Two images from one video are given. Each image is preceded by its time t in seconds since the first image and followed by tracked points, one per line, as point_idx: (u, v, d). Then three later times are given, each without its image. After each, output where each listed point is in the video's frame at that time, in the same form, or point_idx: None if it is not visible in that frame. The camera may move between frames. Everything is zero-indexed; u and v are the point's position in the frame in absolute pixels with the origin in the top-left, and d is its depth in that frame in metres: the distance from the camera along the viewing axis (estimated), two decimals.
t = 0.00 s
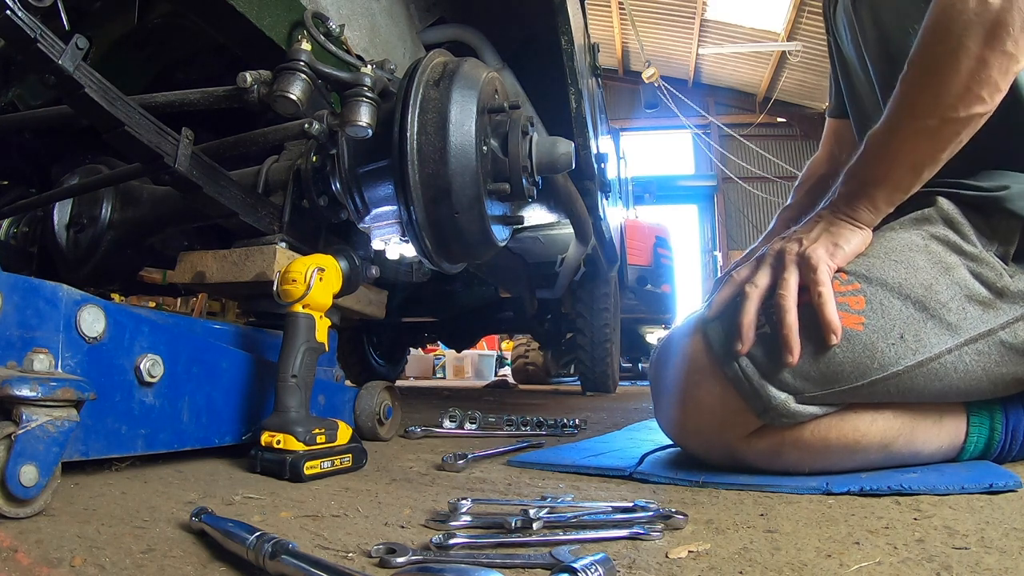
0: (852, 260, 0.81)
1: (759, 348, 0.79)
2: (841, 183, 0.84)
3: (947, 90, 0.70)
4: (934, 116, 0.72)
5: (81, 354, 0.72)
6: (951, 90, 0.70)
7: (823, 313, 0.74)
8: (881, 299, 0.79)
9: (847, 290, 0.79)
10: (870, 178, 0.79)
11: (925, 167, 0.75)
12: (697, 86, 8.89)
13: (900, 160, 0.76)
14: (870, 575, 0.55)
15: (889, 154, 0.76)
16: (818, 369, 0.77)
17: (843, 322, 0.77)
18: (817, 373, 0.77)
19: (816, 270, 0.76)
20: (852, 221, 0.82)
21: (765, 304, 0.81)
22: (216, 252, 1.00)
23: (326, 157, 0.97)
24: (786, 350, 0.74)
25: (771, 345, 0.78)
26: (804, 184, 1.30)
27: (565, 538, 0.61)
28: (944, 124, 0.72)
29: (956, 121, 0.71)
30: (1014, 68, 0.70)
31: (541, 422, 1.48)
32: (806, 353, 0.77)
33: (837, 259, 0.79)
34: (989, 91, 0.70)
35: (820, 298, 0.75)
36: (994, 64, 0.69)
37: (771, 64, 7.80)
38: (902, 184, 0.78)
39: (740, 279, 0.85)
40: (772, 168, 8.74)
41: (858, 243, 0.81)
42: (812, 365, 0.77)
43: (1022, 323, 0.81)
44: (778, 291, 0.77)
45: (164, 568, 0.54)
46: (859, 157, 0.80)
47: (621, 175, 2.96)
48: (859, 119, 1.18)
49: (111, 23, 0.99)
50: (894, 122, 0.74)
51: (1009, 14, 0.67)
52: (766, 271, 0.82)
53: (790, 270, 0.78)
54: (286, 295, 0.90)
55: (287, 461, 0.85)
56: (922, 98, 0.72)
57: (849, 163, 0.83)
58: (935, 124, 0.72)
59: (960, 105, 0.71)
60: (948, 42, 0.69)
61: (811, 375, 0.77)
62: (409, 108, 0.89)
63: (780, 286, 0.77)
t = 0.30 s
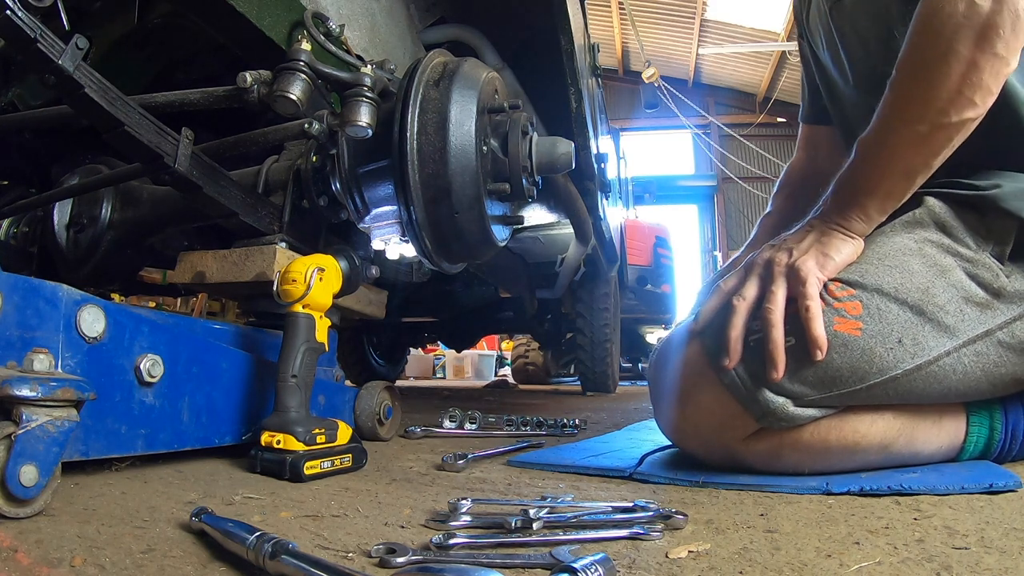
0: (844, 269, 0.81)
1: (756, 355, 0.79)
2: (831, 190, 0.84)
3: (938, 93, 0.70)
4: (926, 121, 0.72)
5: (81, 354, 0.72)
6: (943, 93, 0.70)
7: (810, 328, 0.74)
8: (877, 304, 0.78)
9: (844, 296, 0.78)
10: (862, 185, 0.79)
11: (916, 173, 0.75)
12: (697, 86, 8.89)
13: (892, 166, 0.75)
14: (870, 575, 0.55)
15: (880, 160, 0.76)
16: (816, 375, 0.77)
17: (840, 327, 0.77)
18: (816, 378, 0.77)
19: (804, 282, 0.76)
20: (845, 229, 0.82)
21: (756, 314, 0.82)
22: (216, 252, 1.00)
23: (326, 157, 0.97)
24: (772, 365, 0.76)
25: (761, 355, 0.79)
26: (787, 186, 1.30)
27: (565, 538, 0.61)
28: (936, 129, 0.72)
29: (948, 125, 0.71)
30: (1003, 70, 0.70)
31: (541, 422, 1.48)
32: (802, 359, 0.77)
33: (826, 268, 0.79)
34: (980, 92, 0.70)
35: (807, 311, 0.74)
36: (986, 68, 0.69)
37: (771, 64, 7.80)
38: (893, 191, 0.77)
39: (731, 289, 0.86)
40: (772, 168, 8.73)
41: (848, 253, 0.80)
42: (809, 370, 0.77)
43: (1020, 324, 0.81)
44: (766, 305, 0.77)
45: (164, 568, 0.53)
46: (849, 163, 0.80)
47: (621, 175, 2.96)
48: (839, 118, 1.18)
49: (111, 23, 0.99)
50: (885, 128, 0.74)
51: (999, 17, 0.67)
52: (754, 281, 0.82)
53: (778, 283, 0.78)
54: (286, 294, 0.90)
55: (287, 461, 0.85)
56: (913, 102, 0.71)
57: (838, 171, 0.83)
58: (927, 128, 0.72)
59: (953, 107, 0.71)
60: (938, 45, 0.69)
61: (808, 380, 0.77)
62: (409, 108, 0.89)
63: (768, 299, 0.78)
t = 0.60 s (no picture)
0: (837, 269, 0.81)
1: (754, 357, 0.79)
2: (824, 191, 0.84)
3: (930, 97, 0.70)
4: (917, 124, 0.72)
5: (81, 354, 0.72)
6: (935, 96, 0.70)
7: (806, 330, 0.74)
8: (875, 303, 0.78)
9: (841, 295, 0.78)
10: (854, 187, 0.79)
11: (908, 175, 0.75)
12: (697, 86, 8.89)
13: (883, 168, 0.76)
14: (870, 575, 0.55)
15: (872, 162, 0.76)
16: (815, 374, 0.77)
17: (839, 326, 0.77)
18: (815, 378, 0.77)
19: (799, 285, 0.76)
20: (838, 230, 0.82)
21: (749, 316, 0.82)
22: (216, 252, 1.00)
23: (326, 157, 0.97)
24: (767, 368, 0.76)
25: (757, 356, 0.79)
26: (777, 190, 1.30)
27: (565, 538, 0.61)
28: (928, 132, 0.72)
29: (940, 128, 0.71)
30: (994, 73, 0.69)
31: (541, 422, 1.48)
32: (801, 359, 0.77)
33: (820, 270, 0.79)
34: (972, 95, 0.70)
35: (802, 313, 0.75)
36: (977, 71, 0.68)
37: (771, 64, 7.80)
38: (885, 192, 0.78)
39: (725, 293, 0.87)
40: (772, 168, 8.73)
41: (842, 254, 0.81)
42: (808, 369, 0.77)
43: (1018, 322, 0.81)
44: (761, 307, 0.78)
45: (164, 569, 0.54)
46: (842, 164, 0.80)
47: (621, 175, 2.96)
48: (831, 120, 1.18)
49: (111, 23, 0.99)
50: (877, 130, 0.74)
51: (991, 20, 0.66)
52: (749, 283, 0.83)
53: (773, 285, 0.79)
54: (286, 294, 0.90)
55: (287, 461, 0.85)
56: (904, 104, 0.71)
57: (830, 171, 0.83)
58: (919, 131, 0.72)
59: (945, 110, 0.70)
60: (931, 47, 0.68)
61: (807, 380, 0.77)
62: (409, 108, 0.89)
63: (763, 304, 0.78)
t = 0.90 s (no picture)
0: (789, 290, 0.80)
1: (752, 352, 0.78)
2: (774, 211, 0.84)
3: (881, 118, 0.70)
4: (867, 147, 0.71)
5: (81, 354, 0.72)
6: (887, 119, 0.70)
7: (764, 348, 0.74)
8: (873, 301, 0.79)
9: (840, 294, 0.79)
10: (805, 207, 0.78)
11: (859, 199, 0.75)
12: (697, 86, 8.89)
13: (834, 188, 0.75)
14: (870, 575, 0.55)
15: (823, 181, 0.75)
16: (814, 371, 0.77)
17: (838, 323, 0.77)
18: (814, 375, 0.77)
19: (754, 304, 0.76)
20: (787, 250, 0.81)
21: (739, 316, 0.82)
22: (216, 252, 1.00)
23: (326, 157, 0.97)
24: (739, 391, 0.77)
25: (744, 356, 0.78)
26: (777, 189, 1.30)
27: (565, 538, 0.61)
28: (878, 154, 0.71)
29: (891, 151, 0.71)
30: (948, 99, 0.70)
31: (541, 422, 1.48)
32: (799, 355, 0.77)
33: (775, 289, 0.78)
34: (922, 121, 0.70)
35: (761, 333, 0.74)
36: (928, 95, 0.69)
37: (771, 64, 7.80)
38: (835, 216, 0.77)
39: (688, 321, 0.88)
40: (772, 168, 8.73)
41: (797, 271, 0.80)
42: (806, 366, 0.77)
43: (1018, 324, 0.81)
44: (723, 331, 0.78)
45: (164, 568, 0.53)
46: (793, 185, 0.80)
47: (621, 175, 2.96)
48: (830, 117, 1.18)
49: (111, 23, 0.99)
50: (829, 151, 0.74)
51: (943, 45, 0.67)
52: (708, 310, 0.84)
53: (732, 308, 0.79)
54: (286, 294, 0.90)
55: (287, 461, 0.85)
56: (856, 126, 0.71)
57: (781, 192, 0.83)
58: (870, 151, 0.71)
59: (897, 133, 0.70)
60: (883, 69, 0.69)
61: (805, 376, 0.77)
62: (410, 108, 0.89)
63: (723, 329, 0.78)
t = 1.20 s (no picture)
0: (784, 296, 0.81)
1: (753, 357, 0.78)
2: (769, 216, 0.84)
3: (879, 119, 0.70)
4: (866, 148, 0.72)
5: (81, 354, 0.72)
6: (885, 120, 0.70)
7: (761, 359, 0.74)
8: (874, 305, 0.79)
9: (841, 297, 0.79)
10: (804, 210, 0.78)
11: (858, 200, 0.75)
12: (697, 86, 8.89)
13: (834, 190, 0.75)
14: (870, 575, 0.55)
15: (823, 183, 0.75)
16: (814, 374, 0.77)
17: (839, 327, 0.77)
18: (815, 378, 0.77)
19: (752, 311, 0.75)
20: (786, 253, 0.81)
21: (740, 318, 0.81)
22: (216, 252, 1.00)
23: (326, 157, 0.97)
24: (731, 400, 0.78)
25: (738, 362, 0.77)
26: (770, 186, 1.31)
27: (565, 538, 0.61)
28: (878, 155, 0.71)
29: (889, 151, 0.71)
30: (947, 98, 0.70)
31: (541, 422, 1.48)
32: (799, 358, 0.77)
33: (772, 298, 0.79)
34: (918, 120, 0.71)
35: (757, 343, 0.74)
36: (927, 95, 0.69)
37: (771, 64, 7.81)
38: (835, 218, 0.77)
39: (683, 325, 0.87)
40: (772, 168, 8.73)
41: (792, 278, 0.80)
42: (807, 369, 0.77)
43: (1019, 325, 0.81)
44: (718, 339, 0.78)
45: (164, 568, 0.54)
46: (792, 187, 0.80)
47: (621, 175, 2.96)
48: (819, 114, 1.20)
49: (111, 23, 0.99)
50: (828, 153, 0.74)
51: (942, 44, 0.67)
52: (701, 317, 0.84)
53: (728, 315, 0.78)
54: (286, 294, 0.90)
55: (287, 461, 0.85)
56: (855, 127, 0.71)
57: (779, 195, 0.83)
58: (868, 153, 0.72)
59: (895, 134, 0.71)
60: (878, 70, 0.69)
61: (805, 380, 0.77)
62: (409, 108, 0.89)
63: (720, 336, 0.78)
